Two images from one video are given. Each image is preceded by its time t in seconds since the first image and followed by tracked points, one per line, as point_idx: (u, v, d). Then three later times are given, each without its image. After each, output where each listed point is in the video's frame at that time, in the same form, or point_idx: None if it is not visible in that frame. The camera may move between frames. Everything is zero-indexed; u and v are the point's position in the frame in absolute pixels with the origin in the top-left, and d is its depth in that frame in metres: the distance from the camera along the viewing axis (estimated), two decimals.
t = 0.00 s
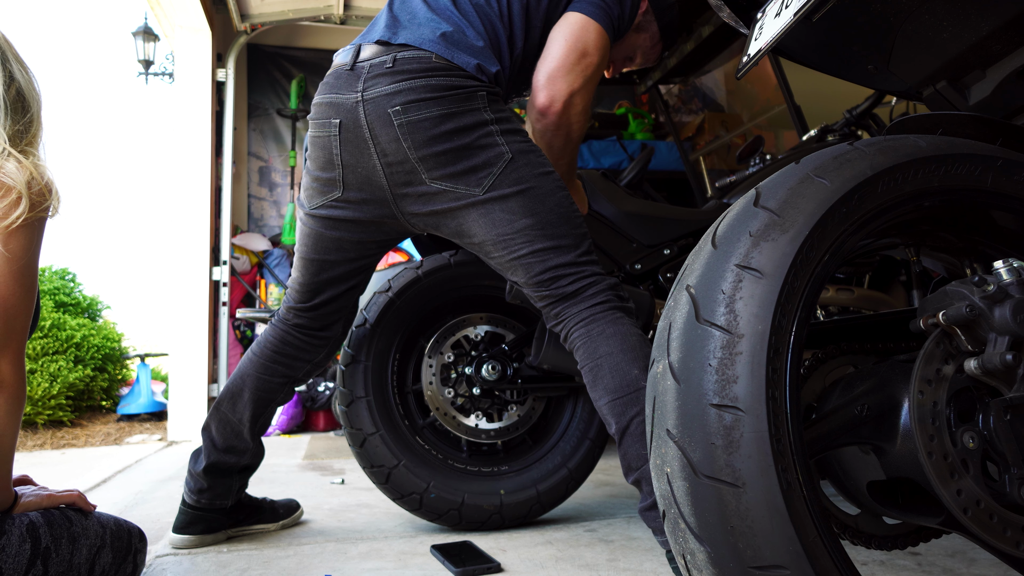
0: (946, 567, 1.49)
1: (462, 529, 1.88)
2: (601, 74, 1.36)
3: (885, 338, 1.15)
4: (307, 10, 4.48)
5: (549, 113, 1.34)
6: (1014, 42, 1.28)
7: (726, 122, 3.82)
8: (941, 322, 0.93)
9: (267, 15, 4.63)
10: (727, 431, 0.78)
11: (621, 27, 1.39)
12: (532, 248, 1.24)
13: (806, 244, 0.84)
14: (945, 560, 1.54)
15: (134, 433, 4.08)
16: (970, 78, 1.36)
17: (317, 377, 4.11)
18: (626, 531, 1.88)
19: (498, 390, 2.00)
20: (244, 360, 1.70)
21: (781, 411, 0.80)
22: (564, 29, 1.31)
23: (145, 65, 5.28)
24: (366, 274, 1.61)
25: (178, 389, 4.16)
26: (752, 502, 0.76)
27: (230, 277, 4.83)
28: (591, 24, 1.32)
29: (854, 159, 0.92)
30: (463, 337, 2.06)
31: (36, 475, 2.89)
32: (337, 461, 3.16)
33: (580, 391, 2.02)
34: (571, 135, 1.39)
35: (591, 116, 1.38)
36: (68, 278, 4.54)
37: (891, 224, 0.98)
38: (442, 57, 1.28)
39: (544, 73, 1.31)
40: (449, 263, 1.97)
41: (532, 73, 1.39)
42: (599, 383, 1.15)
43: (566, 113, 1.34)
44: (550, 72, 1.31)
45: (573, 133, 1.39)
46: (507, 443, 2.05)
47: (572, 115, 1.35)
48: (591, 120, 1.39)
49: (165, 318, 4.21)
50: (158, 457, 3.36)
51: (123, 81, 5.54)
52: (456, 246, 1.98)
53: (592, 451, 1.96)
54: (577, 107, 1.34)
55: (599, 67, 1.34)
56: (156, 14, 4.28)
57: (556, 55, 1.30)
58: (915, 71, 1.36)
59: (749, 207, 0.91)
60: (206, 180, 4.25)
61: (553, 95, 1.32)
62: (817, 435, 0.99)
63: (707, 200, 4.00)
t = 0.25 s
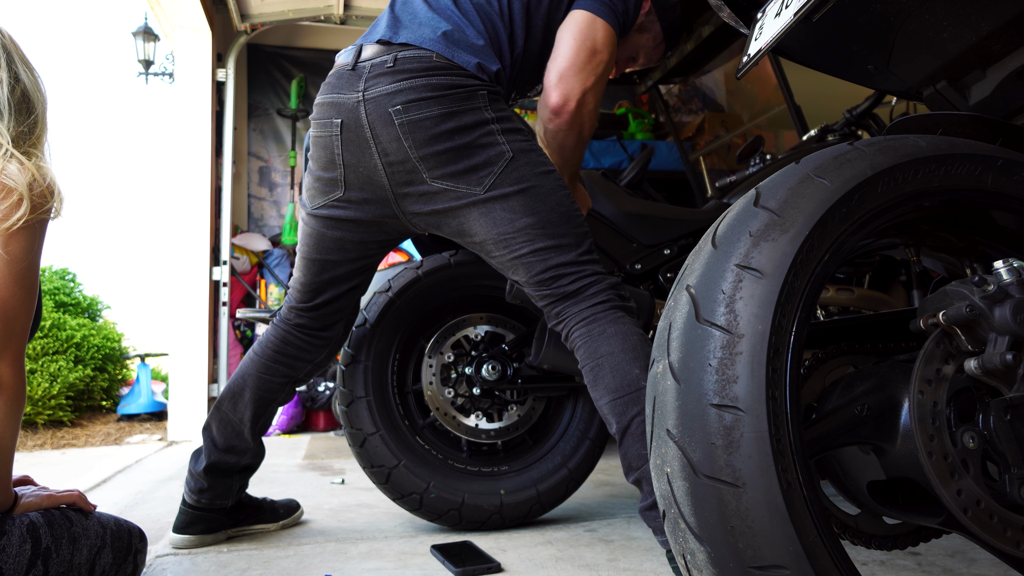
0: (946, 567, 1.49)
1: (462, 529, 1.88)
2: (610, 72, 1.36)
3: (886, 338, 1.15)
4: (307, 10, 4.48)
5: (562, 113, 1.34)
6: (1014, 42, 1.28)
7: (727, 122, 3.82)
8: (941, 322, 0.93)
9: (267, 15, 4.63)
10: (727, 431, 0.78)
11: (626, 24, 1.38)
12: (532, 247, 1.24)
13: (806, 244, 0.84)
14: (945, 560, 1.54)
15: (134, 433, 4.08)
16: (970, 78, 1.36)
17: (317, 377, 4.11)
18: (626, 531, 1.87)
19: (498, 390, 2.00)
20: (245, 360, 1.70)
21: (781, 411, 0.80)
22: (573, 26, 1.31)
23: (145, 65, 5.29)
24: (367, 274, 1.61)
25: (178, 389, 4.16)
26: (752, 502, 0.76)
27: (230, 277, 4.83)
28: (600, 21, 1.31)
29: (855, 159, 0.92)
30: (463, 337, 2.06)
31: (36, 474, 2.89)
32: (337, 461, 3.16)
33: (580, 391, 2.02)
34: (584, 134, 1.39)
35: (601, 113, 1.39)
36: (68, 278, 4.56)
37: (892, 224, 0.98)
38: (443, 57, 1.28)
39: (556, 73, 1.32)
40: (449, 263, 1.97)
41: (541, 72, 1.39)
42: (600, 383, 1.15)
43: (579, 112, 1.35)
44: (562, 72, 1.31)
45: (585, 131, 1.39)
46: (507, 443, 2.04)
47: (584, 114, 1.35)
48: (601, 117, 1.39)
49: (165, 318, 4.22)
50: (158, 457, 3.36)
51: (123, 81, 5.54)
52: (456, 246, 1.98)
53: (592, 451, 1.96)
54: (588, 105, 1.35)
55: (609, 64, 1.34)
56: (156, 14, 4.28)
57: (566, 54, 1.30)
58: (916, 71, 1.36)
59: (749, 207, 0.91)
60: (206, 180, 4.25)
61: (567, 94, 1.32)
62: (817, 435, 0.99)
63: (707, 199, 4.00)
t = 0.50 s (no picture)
0: (946, 567, 1.49)
1: (462, 529, 1.88)
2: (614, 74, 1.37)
3: (885, 338, 1.15)
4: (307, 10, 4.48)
5: (568, 115, 1.34)
6: (1014, 43, 1.28)
7: (726, 122, 3.82)
8: (941, 322, 0.93)
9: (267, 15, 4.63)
10: (726, 431, 0.78)
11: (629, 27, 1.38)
12: (533, 248, 1.24)
13: (806, 244, 0.84)
14: (945, 560, 1.54)
15: (134, 433, 4.08)
16: (970, 78, 1.36)
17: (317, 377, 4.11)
18: (626, 531, 1.87)
19: (498, 390, 2.00)
20: (247, 360, 1.70)
21: (781, 411, 0.80)
22: (577, 29, 1.31)
23: (145, 65, 5.29)
24: (368, 274, 1.61)
25: (178, 389, 4.16)
26: (752, 502, 0.76)
27: (230, 277, 4.83)
28: (605, 24, 1.31)
29: (855, 159, 0.92)
30: (463, 337, 2.06)
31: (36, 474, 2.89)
32: (337, 461, 3.16)
33: (580, 391, 2.02)
34: (589, 136, 1.40)
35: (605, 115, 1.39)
36: (67, 278, 4.60)
37: (892, 224, 0.98)
38: (445, 58, 1.29)
39: (561, 76, 1.32)
40: (449, 263, 1.97)
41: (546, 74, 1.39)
42: (600, 383, 1.15)
43: (584, 114, 1.35)
44: (568, 74, 1.31)
45: (590, 133, 1.39)
46: (507, 443, 2.04)
47: (589, 116, 1.36)
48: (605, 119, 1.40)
49: (165, 318, 4.22)
50: (158, 457, 3.36)
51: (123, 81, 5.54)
52: (456, 246, 1.98)
53: (592, 451, 1.96)
54: (593, 107, 1.35)
55: (613, 67, 1.34)
56: (156, 14, 4.28)
57: (571, 56, 1.30)
58: (916, 71, 1.36)
59: (749, 207, 0.91)
60: (206, 180, 4.25)
61: (573, 97, 1.32)
62: (817, 435, 0.99)
63: (707, 199, 4.00)
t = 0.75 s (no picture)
0: (946, 567, 1.49)
1: (462, 529, 1.88)
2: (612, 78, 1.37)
3: (886, 338, 1.15)
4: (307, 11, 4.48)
5: (562, 116, 1.34)
6: (1014, 43, 1.28)
7: (726, 122, 3.79)
8: (941, 322, 0.93)
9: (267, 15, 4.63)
10: (727, 431, 0.78)
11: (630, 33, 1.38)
12: (534, 248, 1.24)
13: (806, 243, 0.84)
14: (945, 560, 1.54)
15: (134, 433, 4.08)
16: (970, 78, 1.36)
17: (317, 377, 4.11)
18: (626, 531, 1.87)
19: (498, 390, 2.00)
20: (249, 359, 1.70)
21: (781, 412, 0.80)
22: (575, 31, 1.31)
23: (145, 65, 5.28)
24: (369, 275, 1.61)
25: (178, 389, 4.16)
26: (752, 502, 0.76)
27: (230, 277, 4.83)
28: (604, 28, 1.31)
29: (854, 159, 0.92)
30: (463, 337, 2.06)
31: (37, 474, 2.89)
32: (337, 461, 3.16)
33: (580, 390, 2.02)
34: (583, 139, 1.39)
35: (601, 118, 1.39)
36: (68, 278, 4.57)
37: (892, 224, 0.98)
38: (447, 59, 1.29)
39: (556, 77, 1.31)
40: (449, 263, 1.97)
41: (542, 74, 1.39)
42: (599, 383, 1.15)
43: (579, 117, 1.35)
44: (563, 76, 1.31)
45: (584, 135, 1.39)
46: (507, 443, 2.05)
47: (584, 118, 1.35)
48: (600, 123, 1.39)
49: (165, 318, 4.22)
50: (158, 457, 3.36)
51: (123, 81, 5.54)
52: (456, 246, 1.98)
53: (592, 451, 1.96)
54: (589, 109, 1.35)
55: (610, 71, 1.34)
56: (156, 14, 4.28)
57: (568, 58, 1.30)
58: (915, 71, 1.36)
59: (749, 207, 0.91)
60: (205, 180, 4.25)
61: (567, 98, 1.32)
62: (817, 435, 0.99)
63: (707, 199, 4.00)
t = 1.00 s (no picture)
0: (946, 567, 1.49)
1: (462, 529, 1.88)
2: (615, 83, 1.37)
3: (886, 338, 1.15)
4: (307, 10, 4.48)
5: (567, 122, 1.34)
6: (1013, 43, 1.28)
7: (726, 122, 3.79)
8: (941, 322, 0.93)
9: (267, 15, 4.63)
10: (726, 431, 0.78)
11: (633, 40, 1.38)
12: (535, 249, 1.24)
13: (806, 244, 0.84)
14: (944, 560, 1.54)
15: (134, 433, 4.08)
16: (970, 78, 1.36)
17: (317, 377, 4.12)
18: (626, 531, 1.87)
19: (498, 390, 2.00)
20: (252, 360, 1.70)
21: (781, 412, 0.80)
22: (580, 37, 1.31)
23: (145, 65, 5.29)
24: (370, 276, 1.61)
25: (178, 389, 4.16)
26: (752, 502, 0.76)
27: (230, 277, 4.83)
28: (608, 34, 1.31)
29: (855, 159, 0.92)
30: (464, 338, 2.06)
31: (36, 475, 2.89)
32: (338, 461, 3.16)
33: (580, 391, 2.02)
34: (587, 145, 1.39)
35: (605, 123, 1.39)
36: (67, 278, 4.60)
37: (892, 224, 0.98)
38: (448, 62, 1.29)
39: (561, 84, 1.31)
40: (449, 263, 1.97)
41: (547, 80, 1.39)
42: (601, 383, 1.15)
43: (583, 122, 1.35)
44: (569, 82, 1.31)
45: (589, 141, 1.39)
46: (507, 443, 2.05)
47: (589, 124, 1.36)
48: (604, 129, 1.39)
49: (165, 318, 4.22)
50: (158, 457, 3.36)
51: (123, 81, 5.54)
52: (456, 246, 1.98)
53: (592, 451, 1.96)
54: (593, 115, 1.35)
55: (614, 77, 1.34)
56: (155, 13, 4.28)
57: (572, 64, 1.30)
58: (915, 71, 1.36)
59: (749, 208, 0.91)
60: (205, 180, 4.24)
61: (572, 105, 1.32)
62: (817, 436, 0.99)
63: (707, 199, 4.00)
